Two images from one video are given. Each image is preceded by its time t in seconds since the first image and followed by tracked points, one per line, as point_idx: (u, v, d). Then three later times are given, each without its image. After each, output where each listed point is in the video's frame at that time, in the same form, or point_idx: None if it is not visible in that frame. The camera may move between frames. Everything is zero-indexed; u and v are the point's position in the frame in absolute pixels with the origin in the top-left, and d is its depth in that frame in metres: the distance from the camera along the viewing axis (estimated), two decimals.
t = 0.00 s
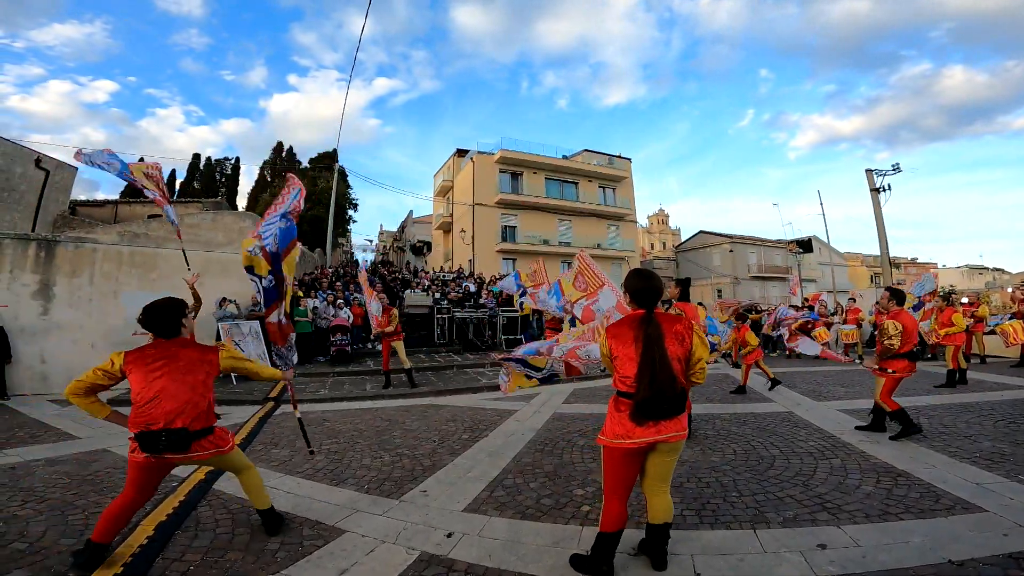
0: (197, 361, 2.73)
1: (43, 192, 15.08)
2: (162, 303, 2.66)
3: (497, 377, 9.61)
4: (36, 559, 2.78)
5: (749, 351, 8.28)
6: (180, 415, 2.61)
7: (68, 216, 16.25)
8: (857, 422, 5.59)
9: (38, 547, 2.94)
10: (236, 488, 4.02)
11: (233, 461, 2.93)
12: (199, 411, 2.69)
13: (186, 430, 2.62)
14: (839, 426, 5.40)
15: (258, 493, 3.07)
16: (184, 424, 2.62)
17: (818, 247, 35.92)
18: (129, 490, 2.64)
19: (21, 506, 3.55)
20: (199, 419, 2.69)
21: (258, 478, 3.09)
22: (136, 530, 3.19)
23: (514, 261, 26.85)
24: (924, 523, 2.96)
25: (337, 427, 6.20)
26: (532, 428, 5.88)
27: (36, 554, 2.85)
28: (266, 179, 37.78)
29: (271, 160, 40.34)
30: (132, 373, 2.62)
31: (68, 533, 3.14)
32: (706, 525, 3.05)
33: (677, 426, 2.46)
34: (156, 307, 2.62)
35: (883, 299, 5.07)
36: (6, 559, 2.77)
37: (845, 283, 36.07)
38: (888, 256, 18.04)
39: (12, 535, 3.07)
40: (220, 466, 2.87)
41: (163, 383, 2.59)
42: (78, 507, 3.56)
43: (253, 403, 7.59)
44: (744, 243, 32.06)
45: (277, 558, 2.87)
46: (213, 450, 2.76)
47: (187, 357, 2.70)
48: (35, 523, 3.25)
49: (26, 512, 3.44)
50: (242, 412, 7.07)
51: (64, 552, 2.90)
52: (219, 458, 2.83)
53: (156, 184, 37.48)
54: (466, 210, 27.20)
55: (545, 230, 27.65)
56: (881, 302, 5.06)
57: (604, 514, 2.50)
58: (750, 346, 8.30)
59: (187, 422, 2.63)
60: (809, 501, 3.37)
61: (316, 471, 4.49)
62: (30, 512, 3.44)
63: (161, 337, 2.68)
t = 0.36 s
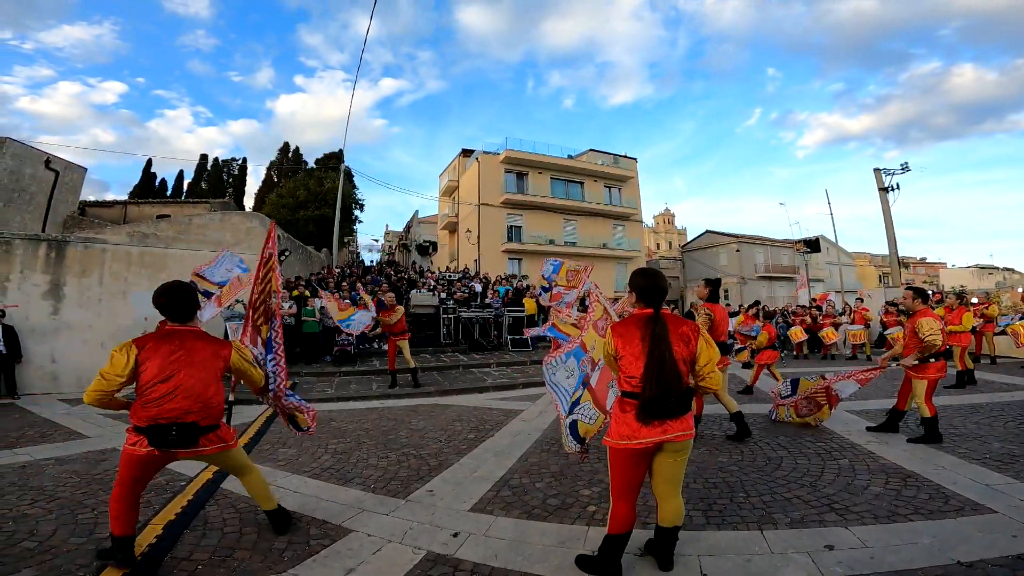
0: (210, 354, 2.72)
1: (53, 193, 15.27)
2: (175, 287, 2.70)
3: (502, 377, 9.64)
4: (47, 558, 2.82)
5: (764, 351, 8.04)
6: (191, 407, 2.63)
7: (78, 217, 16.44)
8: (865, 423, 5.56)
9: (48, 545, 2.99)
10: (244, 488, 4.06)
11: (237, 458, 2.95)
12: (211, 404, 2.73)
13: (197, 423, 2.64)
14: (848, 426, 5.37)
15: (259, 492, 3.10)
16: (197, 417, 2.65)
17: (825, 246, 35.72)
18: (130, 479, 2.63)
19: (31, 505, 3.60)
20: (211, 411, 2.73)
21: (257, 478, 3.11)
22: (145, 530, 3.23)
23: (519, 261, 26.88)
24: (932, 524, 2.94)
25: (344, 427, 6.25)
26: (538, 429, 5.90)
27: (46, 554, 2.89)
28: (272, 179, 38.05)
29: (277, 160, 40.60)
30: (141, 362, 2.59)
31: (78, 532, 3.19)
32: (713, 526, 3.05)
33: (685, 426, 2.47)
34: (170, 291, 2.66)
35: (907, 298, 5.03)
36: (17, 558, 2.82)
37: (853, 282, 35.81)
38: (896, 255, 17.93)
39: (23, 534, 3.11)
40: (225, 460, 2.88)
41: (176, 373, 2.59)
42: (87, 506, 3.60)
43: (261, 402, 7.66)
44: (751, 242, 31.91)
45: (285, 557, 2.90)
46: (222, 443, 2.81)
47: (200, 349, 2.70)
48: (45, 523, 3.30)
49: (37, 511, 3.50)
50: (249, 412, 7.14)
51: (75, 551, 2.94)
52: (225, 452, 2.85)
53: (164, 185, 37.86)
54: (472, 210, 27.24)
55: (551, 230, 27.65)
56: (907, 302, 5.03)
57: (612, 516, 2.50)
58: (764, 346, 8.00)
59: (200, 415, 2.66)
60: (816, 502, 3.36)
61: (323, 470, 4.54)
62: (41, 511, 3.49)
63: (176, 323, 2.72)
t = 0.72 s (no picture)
0: (120, 335, 2.33)
1: (60, 194, 15.40)
2: (93, 260, 2.37)
3: (506, 377, 9.64)
4: (54, 558, 2.85)
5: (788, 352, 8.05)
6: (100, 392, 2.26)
7: (84, 217, 16.56)
8: (871, 423, 5.54)
9: (54, 545, 3.02)
10: (249, 488, 4.09)
11: (182, 459, 2.56)
12: (132, 392, 2.33)
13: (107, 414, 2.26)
14: (854, 426, 5.35)
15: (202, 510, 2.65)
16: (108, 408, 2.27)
17: (831, 245, 35.63)
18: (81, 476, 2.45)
19: (37, 505, 3.63)
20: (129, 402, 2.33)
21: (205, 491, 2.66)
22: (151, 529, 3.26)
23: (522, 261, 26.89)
24: (939, 524, 2.93)
25: (348, 427, 6.27)
26: (542, 429, 5.90)
27: (52, 553, 2.92)
28: (276, 180, 38.20)
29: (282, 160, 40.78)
30: (53, 347, 2.29)
31: (84, 531, 3.21)
32: (717, 526, 3.05)
33: (678, 427, 2.47)
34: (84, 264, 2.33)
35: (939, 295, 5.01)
36: (23, 558, 2.84)
37: (859, 282, 35.66)
38: (902, 254, 17.83)
39: (29, 534, 3.14)
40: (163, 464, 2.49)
41: (83, 358, 2.26)
42: (93, 506, 3.63)
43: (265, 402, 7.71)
44: (756, 242, 31.82)
45: (290, 557, 2.92)
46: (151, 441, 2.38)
47: (108, 330, 2.32)
48: (52, 522, 3.33)
49: (43, 511, 3.53)
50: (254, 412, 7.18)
51: (82, 550, 2.97)
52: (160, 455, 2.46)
53: (169, 185, 38.10)
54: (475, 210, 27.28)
55: (554, 230, 27.64)
56: (939, 298, 5.02)
57: (610, 518, 2.51)
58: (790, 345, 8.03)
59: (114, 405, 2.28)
60: (822, 503, 3.35)
61: (327, 470, 4.56)
62: (47, 511, 3.53)
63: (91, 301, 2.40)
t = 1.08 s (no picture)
0: (55, 340, 2.07)
1: (60, 194, 15.41)
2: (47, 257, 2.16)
3: (506, 377, 9.65)
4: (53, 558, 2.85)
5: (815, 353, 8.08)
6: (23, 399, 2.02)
7: (84, 217, 16.56)
8: (871, 423, 5.54)
9: (53, 546, 3.01)
10: (249, 488, 4.09)
11: (98, 484, 2.25)
12: (58, 402, 2.08)
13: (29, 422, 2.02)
14: (854, 426, 5.35)
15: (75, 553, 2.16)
16: (31, 416, 2.03)
17: (831, 245, 35.64)
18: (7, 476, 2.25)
19: (36, 505, 3.63)
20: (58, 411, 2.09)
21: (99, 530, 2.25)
22: (150, 529, 3.25)
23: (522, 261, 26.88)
24: (940, 524, 2.93)
25: (347, 427, 6.27)
26: (542, 428, 5.90)
27: (51, 554, 2.92)
28: (277, 180, 38.21)
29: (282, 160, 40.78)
30: None
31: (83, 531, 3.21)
32: (717, 526, 3.05)
33: (656, 429, 2.55)
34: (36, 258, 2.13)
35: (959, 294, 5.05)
36: (22, 558, 2.84)
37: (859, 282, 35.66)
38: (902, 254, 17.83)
39: (28, 535, 3.15)
40: (78, 485, 2.19)
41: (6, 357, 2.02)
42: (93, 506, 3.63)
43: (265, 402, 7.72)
44: (756, 242, 31.82)
45: (290, 557, 2.92)
46: (75, 458, 2.13)
47: (43, 331, 2.06)
48: (52, 522, 3.33)
49: (42, 511, 3.53)
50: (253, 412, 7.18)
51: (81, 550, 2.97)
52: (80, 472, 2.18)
53: (169, 186, 38.11)
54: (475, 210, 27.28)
55: (554, 229, 27.65)
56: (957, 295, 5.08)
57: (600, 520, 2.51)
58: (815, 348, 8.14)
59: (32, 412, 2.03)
60: (822, 503, 3.34)
61: (326, 470, 4.56)
62: (47, 511, 3.53)
63: (35, 298, 2.16)
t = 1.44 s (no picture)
0: None
1: (62, 194, 15.47)
2: None
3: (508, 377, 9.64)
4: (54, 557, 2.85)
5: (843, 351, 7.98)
6: None
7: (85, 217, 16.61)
8: (874, 423, 5.52)
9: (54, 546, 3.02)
10: (250, 488, 4.10)
11: (24, 489, 2.25)
12: None
13: None
14: (857, 426, 5.34)
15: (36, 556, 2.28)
16: None
17: (832, 245, 35.58)
18: None
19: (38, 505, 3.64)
20: None
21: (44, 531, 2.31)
22: (150, 529, 3.25)
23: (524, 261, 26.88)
24: (942, 525, 2.92)
25: (349, 426, 6.27)
26: (543, 428, 5.90)
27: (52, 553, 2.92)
28: (278, 179, 38.29)
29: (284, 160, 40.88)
30: None
31: (84, 531, 3.22)
32: (719, 526, 3.05)
33: (647, 423, 2.66)
34: None
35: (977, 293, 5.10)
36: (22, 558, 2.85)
37: (861, 282, 35.60)
38: (904, 254, 17.81)
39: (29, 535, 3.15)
40: None
41: None
42: (94, 506, 3.64)
43: (266, 402, 7.72)
44: (758, 242, 31.76)
45: (291, 557, 2.93)
46: None
47: None
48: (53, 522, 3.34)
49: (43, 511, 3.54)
50: (255, 411, 7.19)
51: (83, 550, 2.97)
52: None
53: (171, 185, 38.20)
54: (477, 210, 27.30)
55: (556, 229, 27.64)
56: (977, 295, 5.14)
57: (599, 520, 2.52)
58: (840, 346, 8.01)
59: None
60: (824, 503, 3.34)
61: (328, 470, 4.56)
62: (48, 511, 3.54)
63: None
